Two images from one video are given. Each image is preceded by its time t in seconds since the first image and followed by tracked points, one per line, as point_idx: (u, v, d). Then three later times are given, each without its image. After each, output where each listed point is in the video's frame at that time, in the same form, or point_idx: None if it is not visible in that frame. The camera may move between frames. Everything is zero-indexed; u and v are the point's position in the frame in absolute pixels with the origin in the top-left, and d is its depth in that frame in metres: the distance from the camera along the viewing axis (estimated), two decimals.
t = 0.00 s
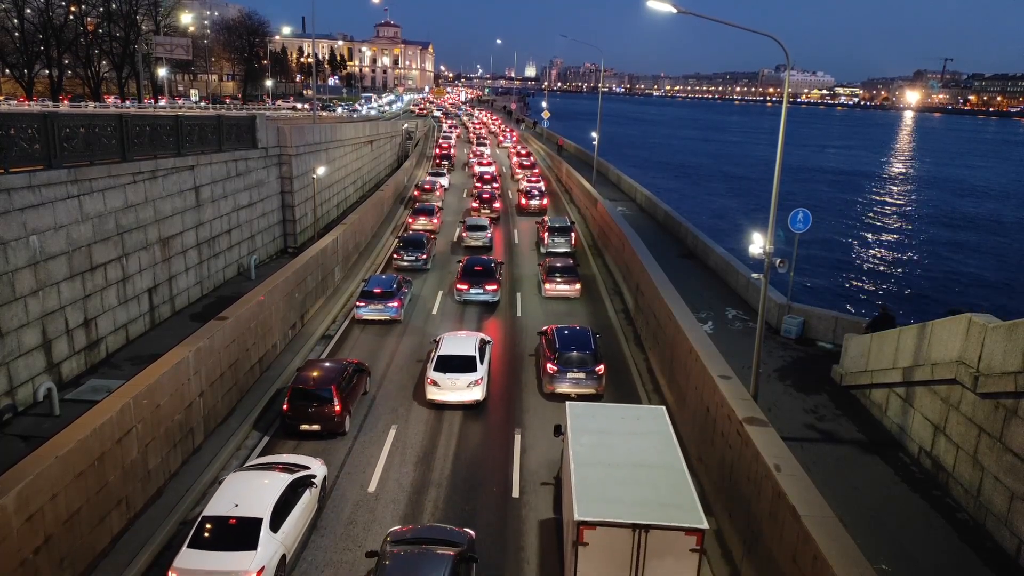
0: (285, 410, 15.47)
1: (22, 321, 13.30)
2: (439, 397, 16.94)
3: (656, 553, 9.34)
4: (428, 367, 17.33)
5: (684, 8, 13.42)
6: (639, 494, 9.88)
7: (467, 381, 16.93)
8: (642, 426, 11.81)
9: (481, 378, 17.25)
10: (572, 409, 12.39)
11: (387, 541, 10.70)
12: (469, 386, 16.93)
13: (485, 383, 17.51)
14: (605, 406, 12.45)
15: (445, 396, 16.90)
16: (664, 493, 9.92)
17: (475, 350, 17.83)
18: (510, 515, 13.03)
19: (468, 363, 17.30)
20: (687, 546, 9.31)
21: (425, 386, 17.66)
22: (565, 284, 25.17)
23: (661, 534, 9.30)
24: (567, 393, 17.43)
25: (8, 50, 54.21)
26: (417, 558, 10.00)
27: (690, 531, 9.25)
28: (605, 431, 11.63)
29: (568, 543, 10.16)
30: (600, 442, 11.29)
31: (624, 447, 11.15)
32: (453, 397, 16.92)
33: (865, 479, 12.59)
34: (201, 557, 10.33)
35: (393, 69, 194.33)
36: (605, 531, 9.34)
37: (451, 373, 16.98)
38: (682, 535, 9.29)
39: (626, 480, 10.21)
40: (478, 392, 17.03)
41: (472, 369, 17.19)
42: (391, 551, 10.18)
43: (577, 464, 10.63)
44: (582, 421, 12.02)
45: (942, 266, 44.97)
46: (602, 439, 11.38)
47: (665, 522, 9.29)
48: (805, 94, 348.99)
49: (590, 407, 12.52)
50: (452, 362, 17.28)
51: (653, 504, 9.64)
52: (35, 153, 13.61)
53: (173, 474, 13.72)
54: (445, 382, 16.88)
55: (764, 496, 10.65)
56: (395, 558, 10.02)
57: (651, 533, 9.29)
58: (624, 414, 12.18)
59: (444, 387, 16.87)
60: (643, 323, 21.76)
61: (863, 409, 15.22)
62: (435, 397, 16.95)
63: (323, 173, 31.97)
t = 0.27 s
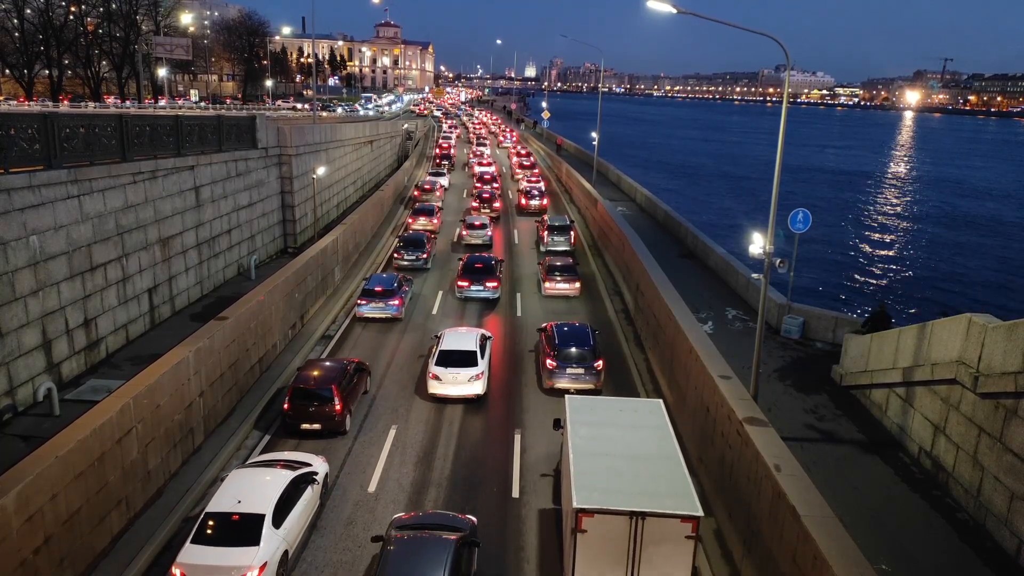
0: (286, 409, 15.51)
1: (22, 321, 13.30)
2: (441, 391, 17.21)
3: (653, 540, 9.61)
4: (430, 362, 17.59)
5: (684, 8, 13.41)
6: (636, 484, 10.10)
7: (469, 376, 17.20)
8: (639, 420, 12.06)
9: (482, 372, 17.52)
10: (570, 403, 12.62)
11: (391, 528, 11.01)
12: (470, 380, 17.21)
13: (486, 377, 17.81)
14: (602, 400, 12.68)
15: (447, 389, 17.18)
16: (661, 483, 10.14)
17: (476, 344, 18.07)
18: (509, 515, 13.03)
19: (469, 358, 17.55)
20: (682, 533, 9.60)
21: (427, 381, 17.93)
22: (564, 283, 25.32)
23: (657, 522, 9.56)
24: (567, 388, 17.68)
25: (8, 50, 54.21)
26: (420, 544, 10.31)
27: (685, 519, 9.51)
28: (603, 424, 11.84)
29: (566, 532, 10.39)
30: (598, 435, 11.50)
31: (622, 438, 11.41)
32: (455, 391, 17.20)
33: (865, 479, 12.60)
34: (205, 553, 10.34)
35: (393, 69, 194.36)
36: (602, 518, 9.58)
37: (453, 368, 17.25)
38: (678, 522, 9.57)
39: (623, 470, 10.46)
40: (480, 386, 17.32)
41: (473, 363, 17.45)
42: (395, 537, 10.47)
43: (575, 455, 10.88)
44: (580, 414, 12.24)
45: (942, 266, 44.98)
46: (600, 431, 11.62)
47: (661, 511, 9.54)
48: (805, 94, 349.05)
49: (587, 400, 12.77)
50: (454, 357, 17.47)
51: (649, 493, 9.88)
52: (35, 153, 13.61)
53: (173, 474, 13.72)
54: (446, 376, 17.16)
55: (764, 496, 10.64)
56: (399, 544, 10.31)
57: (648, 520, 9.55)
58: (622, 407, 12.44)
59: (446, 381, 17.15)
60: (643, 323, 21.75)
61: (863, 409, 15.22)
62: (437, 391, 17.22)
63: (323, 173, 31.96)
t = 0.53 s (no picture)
0: (287, 407, 15.55)
1: (22, 321, 13.30)
2: (442, 385, 17.57)
3: (649, 525, 9.78)
4: (432, 357, 17.95)
5: (684, 8, 13.41)
6: (634, 472, 10.27)
7: (470, 370, 17.56)
8: (637, 412, 12.29)
9: (483, 367, 17.89)
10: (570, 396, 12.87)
11: (394, 516, 11.33)
12: (471, 375, 17.59)
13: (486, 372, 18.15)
14: (601, 393, 12.94)
15: (448, 383, 17.54)
16: (658, 472, 10.30)
17: (477, 340, 18.44)
18: (509, 515, 13.03)
19: (470, 352, 17.92)
20: (678, 518, 9.76)
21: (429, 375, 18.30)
22: (563, 281, 25.48)
23: (654, 507, 9.72)
24: (566, 383, 17.97)
25: (8, 50, 54.22)
26: (422, 530, 10.64)
27: (681, 504, 9.68)
28: (602, 417, 12.04)
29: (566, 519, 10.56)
30: (597, 427, 11.69)
31: (620, 430, 11.60)
32: (456, 385, 17.56)
33: (865, 479, 12.59)
34: (207, 550, 10.36)
35: (393, 68, 194.37)
36: (600, 504, 9.74)
37: (454, 363, 17.61)
38: (674, 508, 9.72)
39: (622, 458, 10.65)
40: (480, 380, 17.70)
41: (475, 358, 17.82)
42: (398, 525, 10.81)
43: (574, 444, 11.08)
44: (579, 407, 12.49)
45: (942, 266, 44.99)
46: (599, 422, 11.84)
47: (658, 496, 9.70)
48: (805, 94, 349.08)
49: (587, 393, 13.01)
50: (455, 352, 17.88)
51: (646, 480, 10.05)
52: (35, 153, 13.60)
53: (173, 474, 13.72)
54: (448, 370, 17.53)
55: (765, 496, 10.64)
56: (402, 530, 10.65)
57: (645, 506, 9.71)
58: (621, 400, 12.68)
59: (447, 375, 17.51)
60: (643, 323, 21.74)
61: (863, 409, 15.22)
62: (439, 385, 17.58)
63: (323, 173, 31.96)
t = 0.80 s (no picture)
0: (289, 405, 15.63)
1: (22, 322, 13.30)
2: (444, 380, 17.86)
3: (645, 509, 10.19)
4: (433, 352, 18.25)
5: (683, 9, 13.41)
6: (630, 460, 10.63)
7: (471, 365, 17.85)
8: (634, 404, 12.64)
9: (484, 362, 18.17)
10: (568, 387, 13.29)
11: (398, 503, 11.88)
12: (472, 370, 17.87)
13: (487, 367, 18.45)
14: (599, 385, 13.37)
15: (450, 378, 17.83)
16: (654, 460, 10.66)
17: (477, 336, 18.74)
18: (509, 515, 13.02)
19: (471, 348, 18.21)
20: (672, 503, 10.16)
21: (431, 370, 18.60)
22: (563, 280, 25.69)
23: (650, 493, 10.11)
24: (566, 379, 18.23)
25: (8, 50, 54.24)
26: (424, 515, 11.12)
27: (676, 489, 10.07)
28: (600, 408, 12.41)
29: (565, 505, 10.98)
30: (595, 417, 12.03)
31: (618, 420, 11.95)
32: (457, 380, 17.85)
33: (865, 479, 12.60)
34: (209, 550, 10.36)
35: (393, 69, 194.43)
36: (598, 489, 10.14)
37: (455, 358, 17.90)
38: (669, 493, 10.11)
39: (619, 446, 11.04)
40: (481, 374, 17.99)
41: (476, 354, 18.12)
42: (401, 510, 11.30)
43: (573, 433, 11.47)
44: (578, 398, 12.89)
45: (942, 266, 44.99)
46: (596, 413, 12.22)
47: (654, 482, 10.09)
48: (805, 94, 349.17)
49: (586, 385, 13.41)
50: (457, 347, 18.19)
51: (643, 467, 10.43)
52: (35, 153, 13.61)
53: (173, 475, 13.73)
54: (449, 365, 17.81)
55: (764, 496, 10.64)
56: (405, 515, 11.13)
57: (641, 490, 10.11)
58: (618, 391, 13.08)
59: (449, 370, 17.80)
60: (643, 323, 21.74)
61: (863, 409, 15.22)
62: (440, 380, 17.86)
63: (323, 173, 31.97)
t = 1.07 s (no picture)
0: (293, 400, 15.87)
1: (22, 321, 13.30)
2: (445, 374, 18.11)
3: (641, 492, 10.58)
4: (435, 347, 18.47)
5: (683, 9, 13.42)
6: (625, 445, 11.03)
7: (471, 360, 18.08)
8: (630, 395, 13.05)
9: (485, 357, 18.43)
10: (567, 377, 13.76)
11: (403, 491, 12.06)
12: (473, 364, 18.11)
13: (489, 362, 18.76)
14: (596, 376, 13.85)
15: (450, 373, 18.08)
16: (649, 446, 11.06)
17: (478, 331, 18.97)
18: (509, 514, 13.01)
19: (471, 343, 18.46)
20: (666, 485, 10.53)
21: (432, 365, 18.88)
22: (563, 279, 25.90)
23: (645, 476, 10.51)
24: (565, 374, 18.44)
25: (8, 50, 54.21)
26: (428, 501, 11.28)
27: (670, 473, 10.45)
28: (596, 398, 12.84)
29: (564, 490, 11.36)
30: (592, 408, 12.44)
31: (615, 410, 12.36)
32: (458, 375, 18.10)
33: (865, 479, 12.60)
34: (209, 549, 10.35)
35: (393, 69, 194.49)
36: (594, 473, 10.54)
37: (456, 353, 18.13)
38: (663, 476, 10.49)
39: (615, 433, 11.44)
40: (482, 369, 18.23)
41: (476, 349, 18.35)
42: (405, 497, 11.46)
43: (571, 421, 11.89)
44: (576, 388, 13.33)
45: (942, 267, 44.97)
46: (593, 404, 12.64)
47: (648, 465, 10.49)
48: (805, 94, 349.20)
49: (584, 375, 13.87)
50: (458, 342, 18.40)
51: (638, 451, 10.84)
52: (35, 153, 13.61)
53: (173, 475, 13.74)
54: (450, 360, 18.07)
55: (765, 496, 10.64)
56: (410, 502, 11.30)
57: (636, 474, 10.50)
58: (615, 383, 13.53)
59: (450, 364, 18.06)
60: (643, 323, 21.73)
61: (863, 409, 15.22)
62: (441, 374, 18.13)
63: (323, 173, 31.96)
